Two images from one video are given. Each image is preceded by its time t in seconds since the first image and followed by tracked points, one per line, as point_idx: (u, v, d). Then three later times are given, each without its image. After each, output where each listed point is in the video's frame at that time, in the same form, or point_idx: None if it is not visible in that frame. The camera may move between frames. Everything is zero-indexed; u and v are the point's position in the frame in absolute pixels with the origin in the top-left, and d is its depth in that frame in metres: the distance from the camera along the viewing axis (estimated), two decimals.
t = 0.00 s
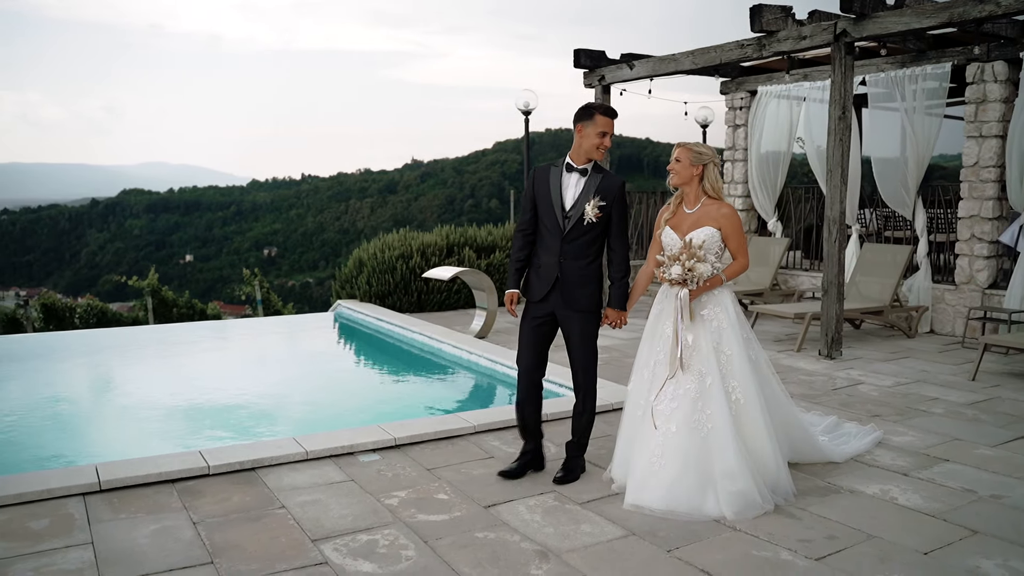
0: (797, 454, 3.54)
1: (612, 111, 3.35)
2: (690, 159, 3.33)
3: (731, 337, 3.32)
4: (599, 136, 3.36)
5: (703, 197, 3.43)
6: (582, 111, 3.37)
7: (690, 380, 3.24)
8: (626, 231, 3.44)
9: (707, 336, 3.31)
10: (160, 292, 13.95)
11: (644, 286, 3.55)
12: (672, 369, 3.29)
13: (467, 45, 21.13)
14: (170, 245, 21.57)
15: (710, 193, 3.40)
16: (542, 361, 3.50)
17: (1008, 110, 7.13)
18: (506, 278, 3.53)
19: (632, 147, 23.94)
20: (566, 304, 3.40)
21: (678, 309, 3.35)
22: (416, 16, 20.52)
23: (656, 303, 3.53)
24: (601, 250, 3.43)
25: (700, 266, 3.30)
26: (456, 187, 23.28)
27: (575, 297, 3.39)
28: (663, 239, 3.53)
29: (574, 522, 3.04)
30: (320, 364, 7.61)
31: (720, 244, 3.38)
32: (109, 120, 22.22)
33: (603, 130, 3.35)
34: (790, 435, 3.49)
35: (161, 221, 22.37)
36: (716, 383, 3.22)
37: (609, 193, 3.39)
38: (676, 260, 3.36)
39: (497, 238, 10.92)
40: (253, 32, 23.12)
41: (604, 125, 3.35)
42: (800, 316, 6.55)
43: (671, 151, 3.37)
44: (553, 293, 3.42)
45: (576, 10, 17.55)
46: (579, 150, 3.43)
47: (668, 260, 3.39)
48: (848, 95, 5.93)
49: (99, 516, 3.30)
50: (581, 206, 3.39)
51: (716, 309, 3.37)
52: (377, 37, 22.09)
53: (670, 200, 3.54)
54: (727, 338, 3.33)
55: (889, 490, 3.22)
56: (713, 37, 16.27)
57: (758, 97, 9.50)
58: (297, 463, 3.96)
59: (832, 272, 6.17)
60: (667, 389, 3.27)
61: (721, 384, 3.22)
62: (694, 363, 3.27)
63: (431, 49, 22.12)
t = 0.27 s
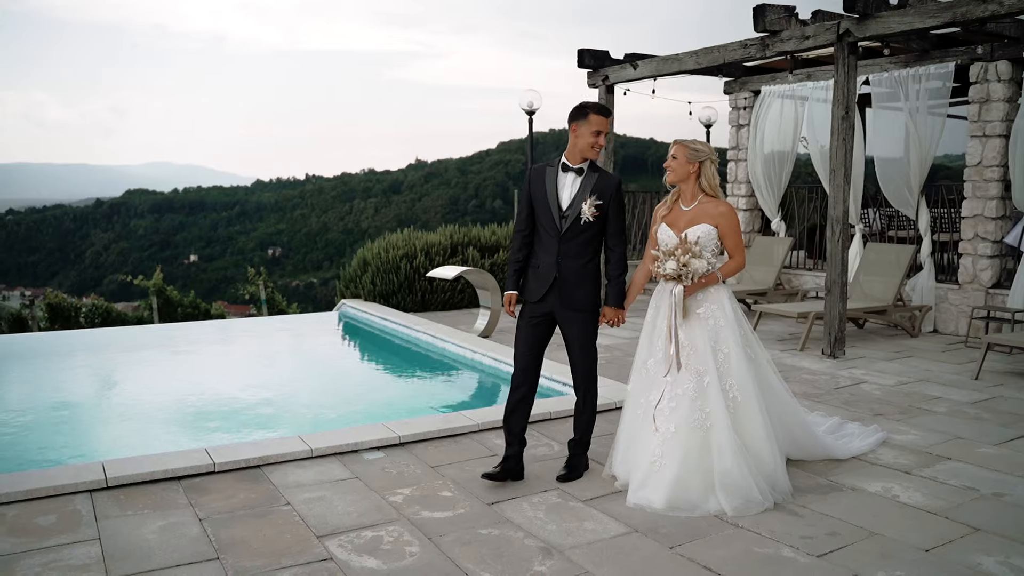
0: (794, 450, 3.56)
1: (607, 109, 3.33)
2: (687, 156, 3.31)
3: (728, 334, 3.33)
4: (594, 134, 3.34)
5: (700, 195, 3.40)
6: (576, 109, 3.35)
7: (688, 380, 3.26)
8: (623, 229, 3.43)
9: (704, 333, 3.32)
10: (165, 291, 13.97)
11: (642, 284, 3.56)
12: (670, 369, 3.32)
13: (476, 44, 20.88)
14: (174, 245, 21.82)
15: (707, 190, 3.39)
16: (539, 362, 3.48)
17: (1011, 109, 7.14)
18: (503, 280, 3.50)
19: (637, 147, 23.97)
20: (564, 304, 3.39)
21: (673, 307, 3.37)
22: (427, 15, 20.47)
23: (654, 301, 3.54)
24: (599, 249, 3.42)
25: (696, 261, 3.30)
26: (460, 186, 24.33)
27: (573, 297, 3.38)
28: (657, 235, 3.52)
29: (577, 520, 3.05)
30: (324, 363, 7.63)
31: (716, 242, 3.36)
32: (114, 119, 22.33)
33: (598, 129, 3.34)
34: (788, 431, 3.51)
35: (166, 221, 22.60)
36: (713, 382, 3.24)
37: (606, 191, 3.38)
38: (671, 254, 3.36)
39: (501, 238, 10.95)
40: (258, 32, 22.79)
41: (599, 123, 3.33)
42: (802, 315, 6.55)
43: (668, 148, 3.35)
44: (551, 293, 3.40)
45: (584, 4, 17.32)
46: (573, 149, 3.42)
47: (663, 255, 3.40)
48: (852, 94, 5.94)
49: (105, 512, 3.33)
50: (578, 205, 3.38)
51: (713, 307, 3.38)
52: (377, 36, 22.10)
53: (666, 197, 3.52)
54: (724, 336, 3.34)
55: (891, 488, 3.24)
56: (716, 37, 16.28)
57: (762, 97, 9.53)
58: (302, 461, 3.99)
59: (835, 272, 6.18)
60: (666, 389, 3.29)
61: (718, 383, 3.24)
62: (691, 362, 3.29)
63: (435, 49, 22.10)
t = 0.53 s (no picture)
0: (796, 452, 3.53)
1: (594, 107, 3.30)
2: (683, 155, 3.32)
3: (724, 334, 3.34)
4: (583, 133, 3.32)
5: (698, 193, 3.40)
6: (564, 109, 3.32)
7: (684, 380, 3.27)
8: (617, 227, 3.42)
9: (700, 333, 3.33)
10: (170, 291, 14.00)
11: (641, 284, 3.56)
12: (667, 369, 3.32)
13: (478, 44, 20.91)
14: (178, 244, 21.85)
15: (705, 189, 3.38)
16: (536, 362, 3.46)
17: (1015, 109, 7.13)
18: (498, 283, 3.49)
19: (641, 147, 23.95)
20: (560, 304, 3.38)
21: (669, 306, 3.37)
22: (426, 15, 20.50)
23: (650, 301, 3.54)
24: (594, 248, 3.40)
25: (693, 259, 3.30)
26: (464, 187, 23.97)
27: (569, 297, 3.36)
28: (656, 234, 3.51)
29: (580, 517, 3.07)
30: (329, 362, 7.66)
31: (714, 241, 3.36)
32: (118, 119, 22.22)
33: (586, 127, 3.32)
34: (788, 432, 3.49)
35: (171, 221, 22.51)
36: (711, 382, 3.25)
37: (597, 189, 3.37)
38: (668, 252, 3.35)
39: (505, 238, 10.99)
40: (260, 32, 22.83)
41: (586, 122, 3.31)
42: (806, 315, 6.56)
43: (665, 147, 3.36)
44: (547, 294, 3.39)
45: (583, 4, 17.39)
46: (562, 149, 3.39)
47: (661, 252, 3.39)
48: (854, 94, 5.93)
49: (112, 509, 3.35)
50: (571, 204, 3.35)
51: (710, 306, 3.38)
52: (379, 36, 22.24)
53: (664, 196, 3.51)
54: (721, 336, 3.35)
55: (893, 487, 3.25)
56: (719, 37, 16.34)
57: (765, 97, 9.54)
58: (307, 458, 4.01)
59: (838, 272, 6.19)
60: (663, 389, 3.30)
61: (714, 383, 3.25)
62: (688, 363, 3.29)
63: (438, 48, 22.10)
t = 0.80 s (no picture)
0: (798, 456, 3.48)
1: (578, 105, 3.26)
2: (682, 154, 3.29)
3: (722, 335, 3.28)
4: (567, 132, 3.28)
5: (697, 192, 3.37)
6: (548, 107, 3.28)
7: (681, 380, 3.20)
8: (609, 223, 3.39)
9: (697, 333, 3.27)
10: (176, 291, 14.05)
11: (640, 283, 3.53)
12: (662, 369, 3.26)
13: (483, 44, 20.80)
14: (184, 244, 21.91)
15: (704, 187, 3.35)
16: (531, 362, 3.45)
17: (1020, 108, 7.11)
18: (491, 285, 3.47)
19: (647, 147, 23.93)
20: (554, 302, 3.36)
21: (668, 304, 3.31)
22: (433, 15, 20.45)
23: (648, 298, 3.49)
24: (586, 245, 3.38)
25: (692, 258, 3.23)
26: (469, 186, 24.36)
27: (562, 296, 3.34)
28: (656, 232, 3.49)
29: (583, 514, 3.09)
30: (334, 362, 7.69)
31: (714, 240, 3.31)
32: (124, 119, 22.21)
33: (571, 125, 3.28)
34: (786, 433, 3.43)
35: (176, 221, 22.71)
36: (708, 383, 3.19)
37: (587, 185, 3.34)
38: (667, 251, 3.28)
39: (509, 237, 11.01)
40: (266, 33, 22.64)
41: (571, 120, 3.27)
42: (809, 315, 6.57)
43: (664, 146, 3.33)
44: (540, 293, 3.37)
45: (592, 4, 17.34)
46: (549, 147, 3.37)
47: (660, 251, 3.31)
48: (858, 94, 5.92)
49: (118, 505, 3.38)
50: (560, 202, 3.33)
51: (707, 306, 3.32)
52: (387, 37, 22.16)
53: (664, 194, 3.49)
54: (718, 336, 3.29)
55: (895, 484, 3.26)
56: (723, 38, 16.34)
57: (769, 96, 9.52)
58: (311, 456, 4.04)
59: (842, 271, 6.19)
60: (659, 388, 3.23)
61: (712, 384, 3.19)
62: (685, 362, 3.23)
63: (443, 48, 22.05)
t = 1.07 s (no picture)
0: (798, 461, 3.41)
1: (565, 102, 3.22)
2: (680, 152, 3.28)
3: (719, 336, 3.26)
4: (555, 129, 3.24)
5: (696, 191, 3.37)
6: (535, 106, 3.25)
7: (677, 380, 3.17)
8: (601, 217, 3.37)
9: (695, 334, 3.25)
10: (181, 290, 14.07)
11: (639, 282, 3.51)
12: (658, 369, 3.22)
13: (489, 44, 20.75)
14: (189, 244, 22.06)
15: (703, 186, 3.35)
16: (530, 360, 3.47)
17: None
18: (484, 285, 3.48)
19: (652, 147, 23.92)
20: (548, 300, 3.35)
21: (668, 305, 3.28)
22: (442, 15, 20.31)
23: (644, 296, 3.46)
24: (579, 240, 3.37)
25: (690, 258, 3.22)
26: (474, 187, 24.26)
27: (556, 293, 3.33)
28: (656, 231, 3.48)
29: (586, 512, 3.10)
30: (339, 361, 7.72)
31: (713, 240, 3.31)
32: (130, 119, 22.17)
33: (558, 123, 3.24)
34: (780, 436, 3.39)
35: (182, 221, 22.73)
36: (705, 384, 3.16)
37: (576, 181, 3.32)
38: (665, 251, 3.28)
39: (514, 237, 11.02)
40: (271, 33, 22.36)
41: (557, 117, 3.22)
42: (813, 315, 6.57)
43: (663, 144, 3.33)
44: (535, 291, 3.36)
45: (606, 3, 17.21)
46: (538, 146, 3.35)
47: (658, 252, 3.31)
48: (862, 95, 5.93)
49: (125, 502, 3.41)
50: (550, 199, 3.32)
51: (704, 307, 3.31)
52: (395, 37, 22.11)
53: (663, 193, 3.49)
54: (716, 339, 3.27)
55: (898, 483, 3.27)
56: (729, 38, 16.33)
57: (774, 96, 9.50)
58: (316, 454, 4.06)
59: (846, 271, 6.19)
60: (655, 387, 3.20)
61: (707, 385, 3.15)
62: (682, 362, 3.21)
63: (448, 48, 22.15)
